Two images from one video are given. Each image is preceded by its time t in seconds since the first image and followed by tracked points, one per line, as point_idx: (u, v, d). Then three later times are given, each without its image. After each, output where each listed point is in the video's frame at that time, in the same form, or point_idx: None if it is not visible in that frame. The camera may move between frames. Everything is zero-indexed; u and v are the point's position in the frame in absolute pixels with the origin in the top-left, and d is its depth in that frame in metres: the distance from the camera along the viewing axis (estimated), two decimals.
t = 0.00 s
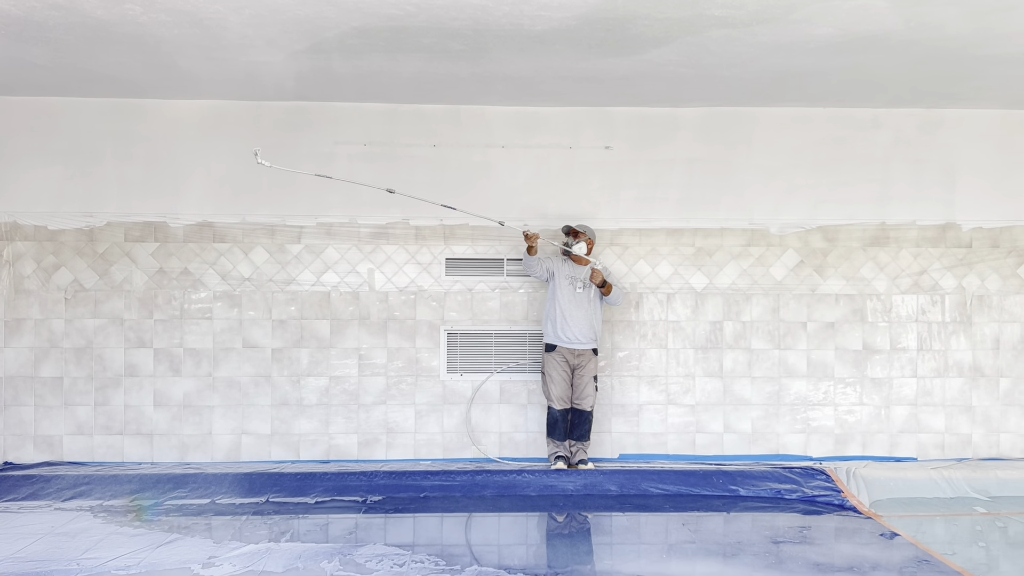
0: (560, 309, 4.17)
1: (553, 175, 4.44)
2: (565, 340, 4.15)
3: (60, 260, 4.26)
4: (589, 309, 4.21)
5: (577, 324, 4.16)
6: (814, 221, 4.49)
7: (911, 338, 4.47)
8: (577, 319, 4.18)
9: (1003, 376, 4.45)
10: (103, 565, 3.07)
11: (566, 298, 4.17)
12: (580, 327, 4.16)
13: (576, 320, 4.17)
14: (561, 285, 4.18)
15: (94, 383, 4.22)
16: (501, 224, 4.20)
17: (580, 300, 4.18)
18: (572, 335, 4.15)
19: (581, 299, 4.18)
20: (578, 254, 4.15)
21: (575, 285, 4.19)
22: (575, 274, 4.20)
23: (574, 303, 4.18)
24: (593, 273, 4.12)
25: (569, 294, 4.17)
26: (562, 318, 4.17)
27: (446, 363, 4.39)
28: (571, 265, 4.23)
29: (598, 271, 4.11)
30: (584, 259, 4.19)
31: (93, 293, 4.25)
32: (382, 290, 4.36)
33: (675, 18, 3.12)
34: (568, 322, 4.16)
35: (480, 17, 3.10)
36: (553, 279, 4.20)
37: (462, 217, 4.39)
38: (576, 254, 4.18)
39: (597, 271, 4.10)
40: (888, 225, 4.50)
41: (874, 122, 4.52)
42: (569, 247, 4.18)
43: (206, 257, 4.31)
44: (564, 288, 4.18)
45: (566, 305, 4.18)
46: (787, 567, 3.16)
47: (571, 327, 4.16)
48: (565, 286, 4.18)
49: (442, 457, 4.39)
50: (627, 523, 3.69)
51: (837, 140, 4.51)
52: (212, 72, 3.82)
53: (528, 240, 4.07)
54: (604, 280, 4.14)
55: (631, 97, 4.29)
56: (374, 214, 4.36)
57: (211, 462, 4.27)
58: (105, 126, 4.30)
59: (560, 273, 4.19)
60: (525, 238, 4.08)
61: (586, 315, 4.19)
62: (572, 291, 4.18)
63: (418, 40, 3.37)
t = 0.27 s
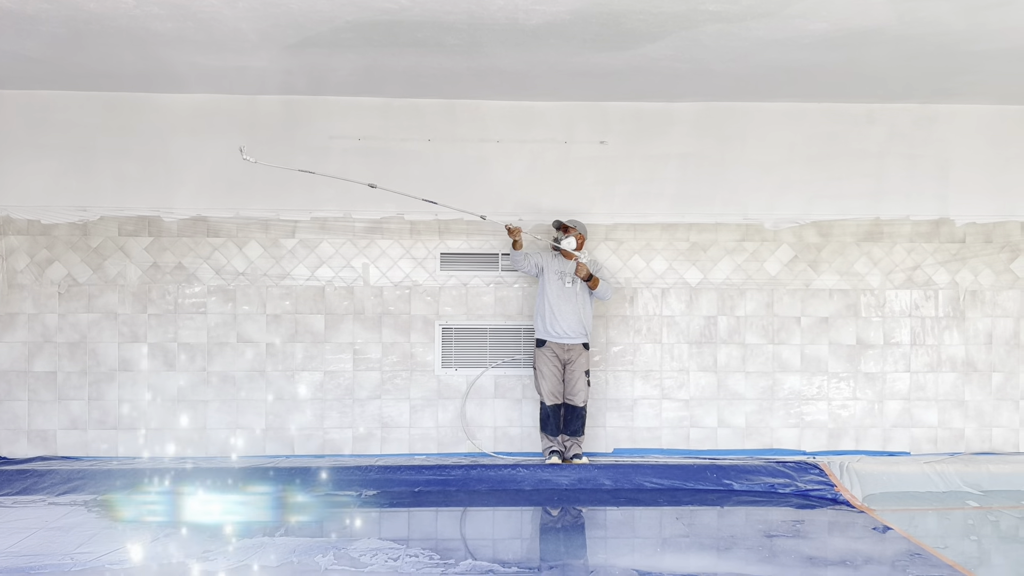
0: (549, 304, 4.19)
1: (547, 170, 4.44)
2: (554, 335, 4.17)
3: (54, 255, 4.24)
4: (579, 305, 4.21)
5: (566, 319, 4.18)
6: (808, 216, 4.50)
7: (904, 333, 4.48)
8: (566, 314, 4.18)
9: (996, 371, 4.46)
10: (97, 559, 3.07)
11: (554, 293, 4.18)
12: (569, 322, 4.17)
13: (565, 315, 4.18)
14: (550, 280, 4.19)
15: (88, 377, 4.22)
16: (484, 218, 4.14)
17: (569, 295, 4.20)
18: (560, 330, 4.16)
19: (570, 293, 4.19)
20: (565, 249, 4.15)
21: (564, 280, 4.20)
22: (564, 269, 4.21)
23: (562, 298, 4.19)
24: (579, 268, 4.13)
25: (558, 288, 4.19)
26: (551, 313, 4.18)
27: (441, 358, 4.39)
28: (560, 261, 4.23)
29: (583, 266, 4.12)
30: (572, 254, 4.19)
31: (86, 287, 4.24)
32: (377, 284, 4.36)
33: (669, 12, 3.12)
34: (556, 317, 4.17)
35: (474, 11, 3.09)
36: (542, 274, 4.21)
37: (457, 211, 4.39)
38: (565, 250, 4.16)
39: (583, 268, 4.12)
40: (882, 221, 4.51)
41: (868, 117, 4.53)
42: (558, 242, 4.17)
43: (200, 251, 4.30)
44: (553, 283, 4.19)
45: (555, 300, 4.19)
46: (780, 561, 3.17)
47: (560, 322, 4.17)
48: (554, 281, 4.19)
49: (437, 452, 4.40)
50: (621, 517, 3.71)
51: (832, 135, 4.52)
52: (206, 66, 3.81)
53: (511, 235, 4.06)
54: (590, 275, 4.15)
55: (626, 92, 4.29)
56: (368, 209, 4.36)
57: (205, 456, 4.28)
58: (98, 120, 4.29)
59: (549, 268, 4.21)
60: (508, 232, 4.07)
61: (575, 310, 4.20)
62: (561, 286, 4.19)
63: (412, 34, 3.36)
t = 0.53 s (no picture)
0: (539, 298, 4.20)
1: (541, 164, 4.44)
2: (544, 329, 4.18)
3: (46, 248, 4.23)
4: (568, 299, 4.21)
5: (556, 313, 4.18)
6: (802, 210, 4.51)
7: (897, 326, 4.50)
8: (555, 308, 4.19)
9: (988, 364, 4.48)
10: (91, 552, 3.07)
11: (543, 288, 4.19)
12: (558, 316, 4.18)
13: (554, 308, 4.19)
14: (539, 274, 4.20)
15: (81, 370, 4.21)
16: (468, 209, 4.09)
17: (557, 289, 4.20)
18: (549, 324, 4.17)
19: (559, 287, 4.20)
20: (554, 242, 4.15)
21: (554, 275, 4.20)
22: (554, 263, 4.22)
23: (551, 292, 4.20)
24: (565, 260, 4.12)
25: (547, 282, 4.19)
26: (540, 307, 4.19)
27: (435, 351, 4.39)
28: (549, 255, 4.23)
29: (570, 258, 4.12)
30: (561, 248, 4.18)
31: (79, 280, 4.23)
32: (371, 278, 4.36)
33: (663, 5, 3.12)
34: (545, 311, 4.18)
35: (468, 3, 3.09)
36: (532, 268, 4.22)
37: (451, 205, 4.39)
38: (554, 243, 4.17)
39: (567, 259, 4.11)
40: (876, 215, 4.52)
41: (862, 111, 4.54)
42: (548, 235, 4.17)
43: (193, 244, 4.29)
44: (543, 277, 4.19)
45: (544, 294, 4.19)
46: (772, 553, 3.19)
47: (549, 315, 4.18)
48: (543, 275, 4.20)
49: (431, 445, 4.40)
50: (615, 510, 3.73)
51: (826, 129, 4.52)
52: (199, 58, 3.79)
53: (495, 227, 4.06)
54: (576, 266, 4.14)
55: (620, 85, 4.28)
56: (362, 202, 4.35)
57: (199, 450, 4.28)
58: (90, 113, 4.27)
59: (539, 262, 4.21)
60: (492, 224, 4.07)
61: (564, 304, 4.20)
62: (550, 280, 4.20)
63: (405, 26, 3.35)
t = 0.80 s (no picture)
0: (535, 290, 4.19)
1: (535, 156, 4.44)
2: (540, 322, 4.17)
3: (38, 240, 4.22)
4: (563, 291, 4.21)
5: (551, 305, 4.18)
6: (795, 202, 4.52)
7: (889, 319, 4.52)
8: (550, 301, 4.19)
9: (979, 356, 4.51)
10: (83, 544, 3.07)
11: (538, 280, 4.19)
12: (553, 308, 4.18)
13: (549, 301, 4.18)
14: (534, 267, 4.20)
15: (73, 363, 4.20)
16: (458, 203, 4.11)
17: (553, 282, 4.20)
18: (544, 316, 4.16)
19: (553, 280, 4.20)
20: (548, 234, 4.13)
21: (548, 267, 4.20)
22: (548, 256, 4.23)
23: (546, 285, 4.19)
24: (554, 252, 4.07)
25: (542, 275, 4.20)
26: (536, 300, 4.19)
27: (428, 344, 4.39)
28: (544, 248, 4.23)
29: (559, 249, 4.06)
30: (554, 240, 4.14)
31: (71, 272, 4.21)
32: (364, 270, 4.35)
33: None
34: (541, 303, 4.18)
35: None
36: (527, 261, 4.23)
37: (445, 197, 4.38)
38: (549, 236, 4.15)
39: (556, 250, 4.05)
40: (868, 207, 4.54)
41: (855, 104, 4.54)
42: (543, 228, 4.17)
43: (186, 236, 4.28)
44: (537, 269, 4.20)
45: (539, 287, 4.20)
46: (764, 544, 3.20)
47: (544, 308, 4.17)
48: (538, 267, 4.20)
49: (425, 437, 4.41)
50: (602, 506, 3.68)
51: (819, 122, 4.53)
52: (191, 49, 3.78)
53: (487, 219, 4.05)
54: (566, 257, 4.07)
55: (614, 78, 4.28)
56: (356, 194, 4.34)
57: (192, 442, 4.28)
58: (82, 104, 4.25)
59: (534, 254, 4.22)
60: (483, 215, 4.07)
61: (558, 297, 4.20)
62: (545, 273, 4.20)
63: (399, 18, 3.35)
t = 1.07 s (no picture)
0: (533, 282, 4.19)
1: (529, 148, 4.44)
2: (538, 313, 4.17)
3: (30, 230, 4.20)
4: (561, 282, 4.19)
5: (549, 297, 4.17)
6: (788, 194, 4.53)
7: (880, 310, 4.54)
8: (549, 292, 4.18)
9: (969, 348, 4.54)
10: (77, 534, 3.08)
11: (536, 271, 4.18)
12: (552, 300, 4.17)
13: (548, 292, 4.18)
14: (532, 258, 4.19)
15: (66, 353, 4.19)
16: (456, 194, 4.24)
17: (552, 273, 4.19)
18: (542, 307, 4.15)
19: (552, 271, 4.18)
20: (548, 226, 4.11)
21: (546, 258, 4.19)
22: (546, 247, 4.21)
23: (544, 276, 4.18)
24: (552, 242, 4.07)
25: (540, 266, 4.19)
26: (534, 291, 4.18)
27: (422, 335, 4.40)
28: (542, 239, 4.23)
29: (557, 240, 4.06)
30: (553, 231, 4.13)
31: (63, 263, 4.20)
32: (358, 261, 4.35)
33: None
34: (539, 295, 4.17)
35: None
36: (525, 252, 4.21)
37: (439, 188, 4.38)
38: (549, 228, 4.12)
39: (555, 242, 4.05)
40: (861, 199, 4.55)
41: (848, 96, 4.56)
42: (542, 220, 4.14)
43: (179, 227, 4.27)
44: (536, 260, 4.18)
45: (538, 278, 4.18)
46: (756, 533, 3.22)
47: (542, 299, 4.16)
48: (536, 259, 4.19)
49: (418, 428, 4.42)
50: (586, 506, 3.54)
51: (812, 114, 4.54)
52: (184, 39, 3.77)
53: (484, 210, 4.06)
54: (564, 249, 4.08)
55: (607, 69, 4.28)
56: (349, 185, 4.34)
57: (186, 433, 4.28)
58: (74, 94, 4.23)
59: (531, 246, 4.21)
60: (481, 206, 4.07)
61: (557, 288, 4.19)
62: (543, 264, 4.19)
63: (392, 8, 3.34)
